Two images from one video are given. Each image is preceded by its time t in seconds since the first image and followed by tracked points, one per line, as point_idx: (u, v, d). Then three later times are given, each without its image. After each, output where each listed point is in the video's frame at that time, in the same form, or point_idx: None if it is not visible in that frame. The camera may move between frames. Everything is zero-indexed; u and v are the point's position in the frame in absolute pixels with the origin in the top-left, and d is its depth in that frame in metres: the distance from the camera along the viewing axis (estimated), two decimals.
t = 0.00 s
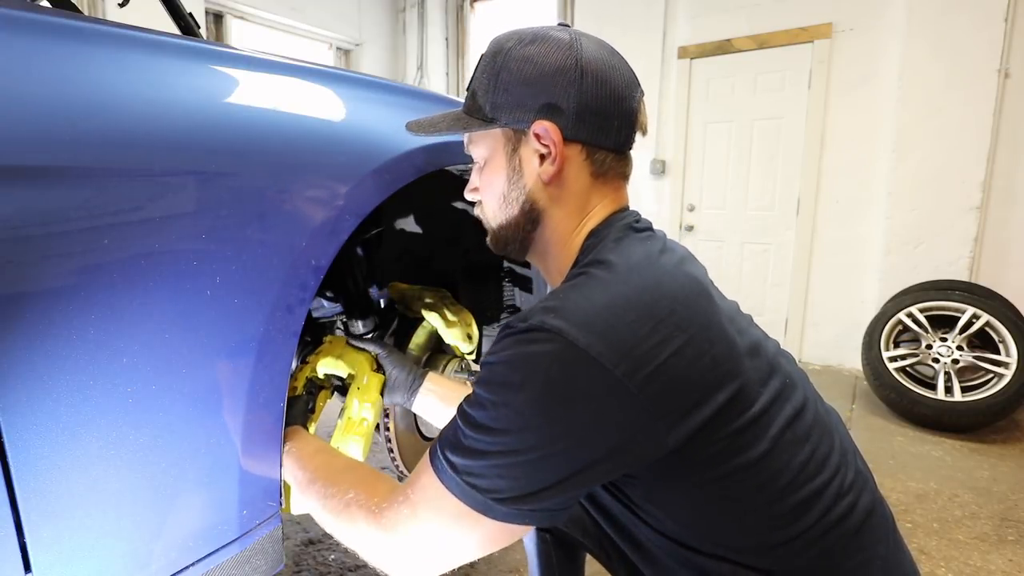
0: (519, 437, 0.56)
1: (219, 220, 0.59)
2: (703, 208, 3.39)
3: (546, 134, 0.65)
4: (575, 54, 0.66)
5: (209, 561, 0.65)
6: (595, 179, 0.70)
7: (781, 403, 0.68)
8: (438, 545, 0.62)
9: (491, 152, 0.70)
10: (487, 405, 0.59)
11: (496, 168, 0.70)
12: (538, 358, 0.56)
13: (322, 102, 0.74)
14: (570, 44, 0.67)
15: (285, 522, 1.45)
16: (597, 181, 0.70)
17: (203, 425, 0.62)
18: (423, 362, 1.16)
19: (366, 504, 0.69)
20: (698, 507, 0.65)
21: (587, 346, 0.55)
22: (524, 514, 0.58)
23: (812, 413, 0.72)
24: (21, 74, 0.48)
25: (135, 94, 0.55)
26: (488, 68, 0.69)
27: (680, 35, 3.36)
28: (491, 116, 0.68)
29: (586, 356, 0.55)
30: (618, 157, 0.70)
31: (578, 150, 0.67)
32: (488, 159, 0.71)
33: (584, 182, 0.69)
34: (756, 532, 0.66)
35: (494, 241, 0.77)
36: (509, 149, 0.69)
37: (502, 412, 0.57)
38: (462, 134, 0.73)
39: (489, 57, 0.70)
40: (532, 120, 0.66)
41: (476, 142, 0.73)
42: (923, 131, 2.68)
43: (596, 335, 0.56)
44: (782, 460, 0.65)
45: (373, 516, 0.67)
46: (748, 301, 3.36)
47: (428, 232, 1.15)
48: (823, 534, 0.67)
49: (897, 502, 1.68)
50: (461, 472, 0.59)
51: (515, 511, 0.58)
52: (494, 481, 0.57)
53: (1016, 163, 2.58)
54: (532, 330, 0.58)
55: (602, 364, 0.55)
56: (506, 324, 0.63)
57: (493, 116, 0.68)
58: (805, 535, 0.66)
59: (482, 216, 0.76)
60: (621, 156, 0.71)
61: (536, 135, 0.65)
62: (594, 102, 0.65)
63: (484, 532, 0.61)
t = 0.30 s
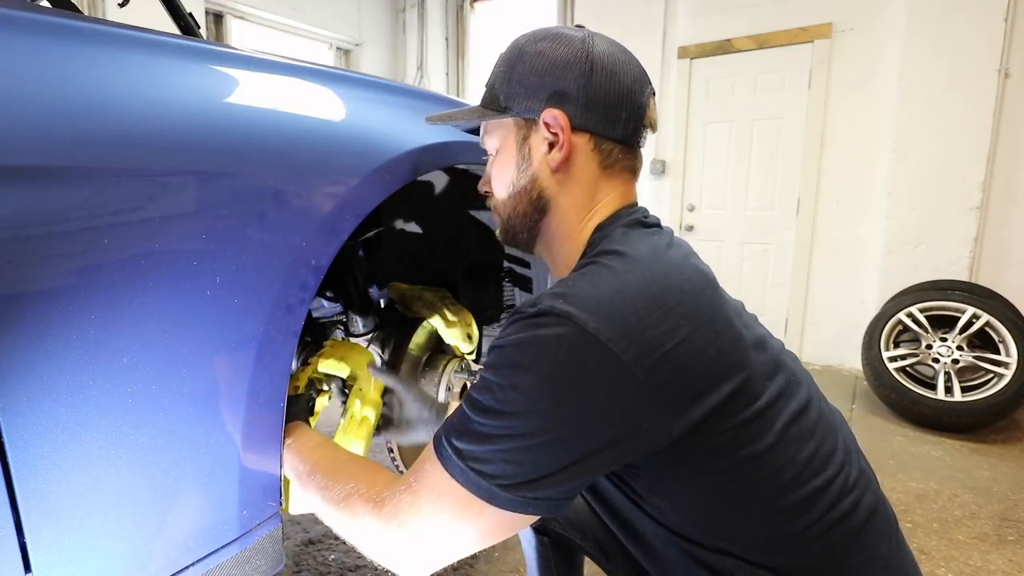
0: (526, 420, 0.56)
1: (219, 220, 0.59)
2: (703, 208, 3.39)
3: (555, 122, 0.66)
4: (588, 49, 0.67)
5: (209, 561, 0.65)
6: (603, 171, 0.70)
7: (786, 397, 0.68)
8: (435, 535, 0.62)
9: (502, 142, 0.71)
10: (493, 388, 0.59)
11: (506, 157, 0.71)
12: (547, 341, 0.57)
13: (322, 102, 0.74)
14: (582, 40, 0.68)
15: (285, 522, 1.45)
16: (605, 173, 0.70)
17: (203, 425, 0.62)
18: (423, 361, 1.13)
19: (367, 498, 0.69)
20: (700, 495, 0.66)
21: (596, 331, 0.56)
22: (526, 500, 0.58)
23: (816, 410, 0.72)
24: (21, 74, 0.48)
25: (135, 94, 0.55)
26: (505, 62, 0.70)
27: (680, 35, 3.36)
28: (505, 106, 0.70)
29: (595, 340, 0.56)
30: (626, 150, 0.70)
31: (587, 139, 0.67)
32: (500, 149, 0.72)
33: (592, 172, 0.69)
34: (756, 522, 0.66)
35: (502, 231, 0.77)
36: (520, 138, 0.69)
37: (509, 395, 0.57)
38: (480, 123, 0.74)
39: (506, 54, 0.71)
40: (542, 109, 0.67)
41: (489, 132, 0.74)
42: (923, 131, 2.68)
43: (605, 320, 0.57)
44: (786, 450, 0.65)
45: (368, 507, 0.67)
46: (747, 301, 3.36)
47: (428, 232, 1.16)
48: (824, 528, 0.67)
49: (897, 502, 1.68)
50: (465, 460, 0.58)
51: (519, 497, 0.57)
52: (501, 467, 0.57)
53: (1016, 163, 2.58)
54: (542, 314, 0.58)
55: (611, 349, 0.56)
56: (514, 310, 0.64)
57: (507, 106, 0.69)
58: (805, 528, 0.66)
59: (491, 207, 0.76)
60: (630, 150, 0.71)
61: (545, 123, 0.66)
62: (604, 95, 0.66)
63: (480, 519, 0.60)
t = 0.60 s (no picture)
0: (514, 384, 0.59)
1: (220, 220, 0.59)
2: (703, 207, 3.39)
3: (554, 135, 0.67)
4: (583, 66, 0.68)
5: (209, 560, 0.65)
6: (599, 180, 0.71)
7: (774, 383, 0.69)
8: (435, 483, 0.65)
9: (500, 154, 0.72)
10: (482, 349, 0.62)
11: (504, 166, 0.72)
12: (536, 312, 0.59)
13: (322, 102, 0.74)
14: (576, 56, 0.69)
15: (285, 522, 1.45)
16: (601, 181, 0.71)
17: (203, 426, 0.62)
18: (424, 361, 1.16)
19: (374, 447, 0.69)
20: (686, 479, 0.67)
21: (583, 306, 0.58)
22: (510, 457, 0.61)
23: (807, 400, 0.73)
24: (20, 74, 0.48)
25: (134, 95, 0.55)
26: (502, 77, 0.71)
27: (680, 35, 3.36)
28: (504, 120, 0.70)
29: (581, 313, 0.58)
30: (620, 160, 0.71)
31: (583, 151, 0.68)
32: (498, 158, 0.73)
33: (589, 181, 0.70)
34: (741, 506, 0.67)
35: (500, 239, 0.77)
36: (518, 150, 0.70)
37: (498, 359, 0.60)
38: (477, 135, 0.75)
39: (502, 70, 0.72)
40: (540, 122, 0.67)
41: (486, 142, 0.74)
42: (923, 130, 2.68)
43: (592, 298, 0.59)
44: (772, 435, 0.66)
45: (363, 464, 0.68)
46: (747, 301, 3.36)
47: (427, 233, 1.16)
48: (813, 515, 0.67)
49: (897, 502, 1.68)
50: (452, 414, 0.62)
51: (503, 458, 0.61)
52: (486, 427, 0.60)
53: (1016, 163, 2.58)
54: (535, 289, 0.62)
55: (595, 323, 0.58)
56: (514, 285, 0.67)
57: (505, 119, 0.70)
58: (792, 514, 0.67)
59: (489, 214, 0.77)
60: (624, 160, 0.72)
61: (544, 135, 0.67)
62: (599, 109, 0.67)
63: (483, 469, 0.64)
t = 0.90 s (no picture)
0: (533, 340, 0.59)
1: (219, 220, 0.59)
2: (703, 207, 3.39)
3: (542, 134, 0.71)
4: (572, 70, 0.73)
5: (209, 560, 0.65)
6: (592, 176, 0.74)
7: (781, 358, 0.72)
8: (446, 459, 0.66)
9: (500, 157, 0.77)
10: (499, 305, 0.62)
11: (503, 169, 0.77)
12: (557, 273, 0.61)
13: (322, 102, 0.74)
14: (566, 62, 0.74)
15: (286, 522, 1.45)
16: (594, 177, 0.74)
17: (203, 426, 0.62)
18: (422, 360, 1.17)
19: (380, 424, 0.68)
20: (700, 451, 0.67)
21: (604, 269, 0.61)
22: (524, 420, 0.60)
23: (809, 380, 0.76)
24: (20, 74, 0.48)
25: (134, 95, 0.55)
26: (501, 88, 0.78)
27: (680, 35, 3.36)
28: (501, 127, 0.76)
29: (602, 274, 0.60)
30: (612, 156, 0.74)
31: (572, 148, 0.72)
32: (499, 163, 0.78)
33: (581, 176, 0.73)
34: (755, 477, 0.67)
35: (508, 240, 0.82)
36: (515, 152, 0.75)
37: (516, 314, 0.61)
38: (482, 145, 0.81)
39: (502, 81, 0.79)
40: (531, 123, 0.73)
41: (490, 150, 0.80)
42: (923, 131, 2.68)
43: (612, 264, 0.61)
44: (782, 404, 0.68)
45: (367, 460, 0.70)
46: (747, 301, 3.36)
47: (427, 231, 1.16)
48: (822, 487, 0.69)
49: (897, 502, 1.68)
50: (466, 375, 0.61)
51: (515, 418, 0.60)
52: (502, 386, 0.60)
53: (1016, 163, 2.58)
54: (553, 254, 0.63)
55: (616, 283, 0.60)
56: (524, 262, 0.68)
57: (503, 125, 0.76)
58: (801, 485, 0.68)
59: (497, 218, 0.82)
60: (616, 157, 0.74)
61: (533, 135, 0.72)
62: (586, 107, 0.71)
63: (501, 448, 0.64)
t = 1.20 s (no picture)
0: (572, 274, 0.63)
1: (219, 220, 0.59)
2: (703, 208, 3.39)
3: (572, 137, 0.77)
4: (595, 87, 0.81)
5: (209, 560, 0.65)
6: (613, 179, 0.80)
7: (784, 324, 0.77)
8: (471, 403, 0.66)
9: (526, 157, 0.82)
10: (536, 251, 0.66)
11: (528, 170, 0.81)
12: (592, 224, 0.67)
13: (322, 102, 0.74)
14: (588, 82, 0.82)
15: (286, 522, 1.45)
16: (616, 179, 0.80)
17: (204, 426, 0.62)
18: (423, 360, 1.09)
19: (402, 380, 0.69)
20: (728, 402, 0.68)
21: (634, 222, 0.67)
22: (551, 351, 0.62)
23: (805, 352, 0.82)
24: (21, 75, 0.49)
25: (134, 95, 0.55)
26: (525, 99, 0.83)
27: (680, 35, 3.36)
28: (528, 131, 0.81)
29: (634, 225, 0.67)
30: (630, 163, 0.81)
31: (599, 151, 0.78)
32: (523, 165, 0.83)
33: (605, 177, 0.79)
34: (780, 427, 0.69)
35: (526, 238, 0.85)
36: (541, 154, 0.80)
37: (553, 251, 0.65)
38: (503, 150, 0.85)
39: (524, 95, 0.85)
40: (560, 128, 0.78)
41: (512, 154, 0.84)
42: (923, 130, 2.68)
43: (640, 221, 0.68)
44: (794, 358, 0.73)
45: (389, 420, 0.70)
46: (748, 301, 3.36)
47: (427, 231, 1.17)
48: (832, 444, 0.72)
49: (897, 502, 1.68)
50: (498, 312, 0.64)
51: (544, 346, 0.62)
52: (536, 317, 0.62)
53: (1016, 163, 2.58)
54: (584, 212, 0.69)
55: (647, 232, 0.67)
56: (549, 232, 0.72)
57: (530, 130, 0.81)
58: (817, 439, 0.71)
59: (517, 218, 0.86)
60: (633, 164, 0.81)
61: (563, 138, 0.77)
62: (610, 118, 0.78)
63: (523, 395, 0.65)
